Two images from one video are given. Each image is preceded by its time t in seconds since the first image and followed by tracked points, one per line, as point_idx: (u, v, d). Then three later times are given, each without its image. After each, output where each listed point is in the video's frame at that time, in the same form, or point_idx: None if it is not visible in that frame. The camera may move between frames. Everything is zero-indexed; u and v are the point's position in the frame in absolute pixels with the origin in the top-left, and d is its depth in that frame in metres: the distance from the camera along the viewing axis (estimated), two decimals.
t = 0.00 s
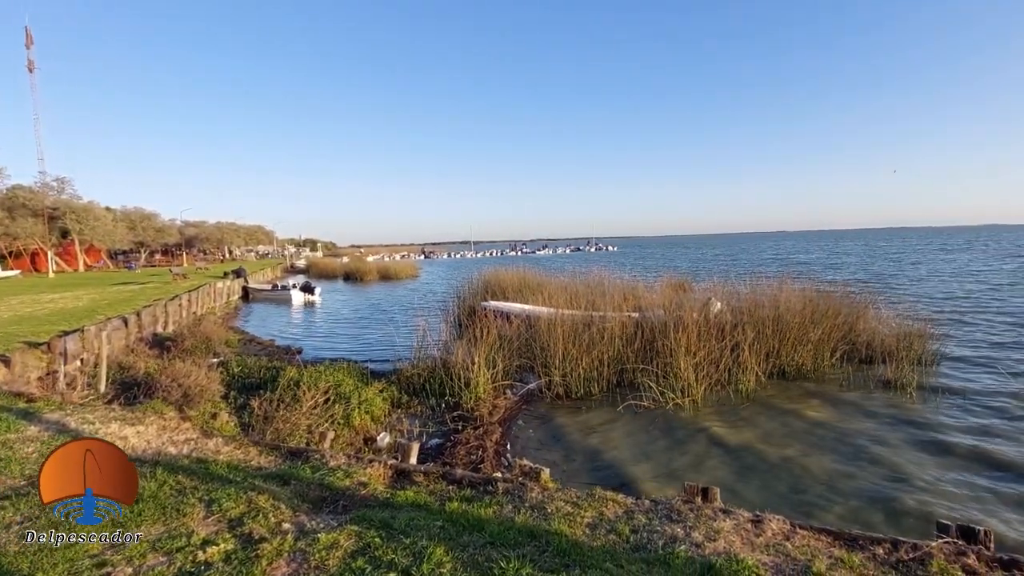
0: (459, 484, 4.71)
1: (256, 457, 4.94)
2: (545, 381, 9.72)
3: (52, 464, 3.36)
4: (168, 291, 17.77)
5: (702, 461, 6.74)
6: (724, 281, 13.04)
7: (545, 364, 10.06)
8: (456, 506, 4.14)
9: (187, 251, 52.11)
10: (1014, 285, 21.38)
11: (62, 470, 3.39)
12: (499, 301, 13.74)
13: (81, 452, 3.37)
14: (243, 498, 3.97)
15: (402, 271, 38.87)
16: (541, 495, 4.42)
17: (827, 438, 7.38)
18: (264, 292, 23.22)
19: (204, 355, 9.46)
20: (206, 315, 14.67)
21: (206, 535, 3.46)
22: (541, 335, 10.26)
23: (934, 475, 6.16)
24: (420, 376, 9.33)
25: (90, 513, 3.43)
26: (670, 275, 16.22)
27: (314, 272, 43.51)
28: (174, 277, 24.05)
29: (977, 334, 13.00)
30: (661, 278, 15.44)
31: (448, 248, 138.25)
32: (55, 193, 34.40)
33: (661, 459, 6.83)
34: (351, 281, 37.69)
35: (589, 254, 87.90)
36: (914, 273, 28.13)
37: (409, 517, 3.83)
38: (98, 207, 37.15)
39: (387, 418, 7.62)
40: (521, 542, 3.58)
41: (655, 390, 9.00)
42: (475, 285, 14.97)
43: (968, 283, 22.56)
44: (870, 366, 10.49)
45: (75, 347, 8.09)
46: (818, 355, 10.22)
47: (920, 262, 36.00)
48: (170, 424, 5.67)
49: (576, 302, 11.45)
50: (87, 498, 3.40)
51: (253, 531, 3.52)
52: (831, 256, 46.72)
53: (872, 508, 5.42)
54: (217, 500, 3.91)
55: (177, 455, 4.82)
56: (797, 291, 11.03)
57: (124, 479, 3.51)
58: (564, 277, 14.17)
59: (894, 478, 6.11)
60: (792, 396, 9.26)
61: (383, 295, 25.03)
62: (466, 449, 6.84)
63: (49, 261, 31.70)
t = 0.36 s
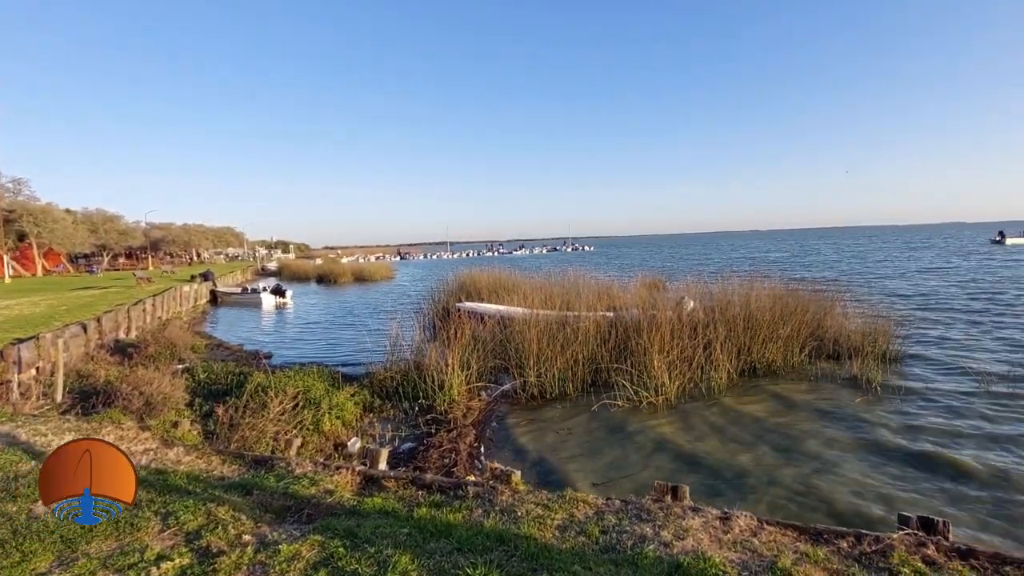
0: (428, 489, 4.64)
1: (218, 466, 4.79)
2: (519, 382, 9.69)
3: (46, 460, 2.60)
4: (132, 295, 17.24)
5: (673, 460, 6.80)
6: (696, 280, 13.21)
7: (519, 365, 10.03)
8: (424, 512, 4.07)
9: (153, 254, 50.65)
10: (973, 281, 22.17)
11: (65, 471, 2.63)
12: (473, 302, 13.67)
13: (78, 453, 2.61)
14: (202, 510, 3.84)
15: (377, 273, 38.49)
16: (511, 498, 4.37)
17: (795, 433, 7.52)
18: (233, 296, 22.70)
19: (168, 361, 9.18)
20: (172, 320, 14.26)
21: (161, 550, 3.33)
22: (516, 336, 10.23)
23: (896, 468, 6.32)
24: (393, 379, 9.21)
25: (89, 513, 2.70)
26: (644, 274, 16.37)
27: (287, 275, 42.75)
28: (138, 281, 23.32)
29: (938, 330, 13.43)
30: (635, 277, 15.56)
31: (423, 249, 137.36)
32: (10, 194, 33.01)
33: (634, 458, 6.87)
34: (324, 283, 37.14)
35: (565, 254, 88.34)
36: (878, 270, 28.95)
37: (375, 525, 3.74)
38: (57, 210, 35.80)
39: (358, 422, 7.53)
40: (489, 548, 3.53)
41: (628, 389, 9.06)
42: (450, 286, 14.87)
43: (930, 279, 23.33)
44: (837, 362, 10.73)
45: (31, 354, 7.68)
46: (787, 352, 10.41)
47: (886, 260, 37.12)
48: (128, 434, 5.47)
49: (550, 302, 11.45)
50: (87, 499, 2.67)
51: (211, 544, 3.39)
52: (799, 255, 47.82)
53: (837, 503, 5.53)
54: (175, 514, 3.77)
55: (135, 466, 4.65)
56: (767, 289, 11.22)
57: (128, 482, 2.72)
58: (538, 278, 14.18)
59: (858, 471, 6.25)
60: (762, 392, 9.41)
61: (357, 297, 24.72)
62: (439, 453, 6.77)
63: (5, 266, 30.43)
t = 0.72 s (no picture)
0: (405, 494, 4.57)
1: (189, 474, 4.69)
2: (502, 383, 9.64)
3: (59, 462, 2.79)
4: (108, 299, 16.91)
5: (655, 459, 6.79)
6: (678, 279, 13.27)
7: (502, 365, 9.98)
8: (399, 518, 4.01)
9: (131, 257, 49.73)
10: (949, 278, 22.61)
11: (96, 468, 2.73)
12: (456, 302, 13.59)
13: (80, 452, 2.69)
14: (168, 520, 3.74)
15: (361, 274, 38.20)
16: (488, 502, 4.32)
17: (775, 431, 7.57)
18: (212, 299, 22.35)
19: (143, 366, 9.00)
20: (149, 324, 13.99)
21: (124, 563, 3.24)
22: (498, 336, 10.18)
23: (873, 464, 6.39)
24: (373, 381, 9.13)
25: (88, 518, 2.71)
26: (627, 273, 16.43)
27: (269, 277, 42.25)
28: (114, 285, 22.85)
29: (915, 327, 13.64)
30: (618, 276, 15.61)
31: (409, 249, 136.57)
32: None
33: (615, 458, 6.87)
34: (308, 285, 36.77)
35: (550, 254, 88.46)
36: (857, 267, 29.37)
37: (347, 533, 3.67)
38: (30, 213, 34.97)
39: (338, 427, 7.44)
40: (463, 553, 3.48)
41: (611, 389, 9.06)
42: (433, 286, 14.77)
43: (907, 277, 23.75)
44: (817, 358, 10.84)
45: None
46: (768, 350, 10.50)
47: (865, 257, 37.72)
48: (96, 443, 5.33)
49: (533, 302, 11.44)
50: (87, 498, 2.72)
51: (177, 556, 3.31)
52: (781, 253, 48.27)
53: (815, 501, 5.57)
54: (141, 524, 3.67)
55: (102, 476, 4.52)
56: (748, 287, 11.30)
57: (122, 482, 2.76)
58: (522, 278, 14.14)
59: (837, 469, 6.30)
60: (743, 390, 9.47)
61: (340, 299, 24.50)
62: (419, 456, 6.72)
63: None
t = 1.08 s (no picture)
0: (373, 498, 4.48)
1: (148, 483, 4.52)
2: (477, 383, 9.60)
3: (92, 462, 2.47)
4: (68, 301, 16.28)
5: (628, 458, 6.82)
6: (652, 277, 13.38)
7: (476, 365, 9.94)
8: (367, 523, 3.92)
9: (94, 258, 48.09)
10: (911, 276, 23.34)
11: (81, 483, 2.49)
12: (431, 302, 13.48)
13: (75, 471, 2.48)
14: (123, 531, 3.58)
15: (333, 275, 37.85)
16: (459, 505, 4.26)
17: (747, 428, 7.67)
18: (179, 300, 21.76)
19: (104, 371, 8.68)
20: (112, 327, 13.52)
21: None
22: (473, 336, 10.12)
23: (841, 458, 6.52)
24: (345, 384, 9.01)
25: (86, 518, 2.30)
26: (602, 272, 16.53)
27: (240, 277, 41.38)
28: (76, 287, 22.05)
29: (880, 324, 14.02)
30: (593, 274, 15.69)
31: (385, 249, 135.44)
32: None
33: (589, 457, 6.88)
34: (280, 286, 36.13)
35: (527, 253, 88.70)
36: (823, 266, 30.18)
37: (312, 540, 3.57)
38: None
39: (307, 430, 7.41)
40: (431, 558, 3.41)
41: (586, 387, 9.09)
42: (407, 286, 14.63)
43: (872, 274, 24.46)
44: (787, 354, 11.05)
45: None
46: (740, 347, 10.66)
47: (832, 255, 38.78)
48: (50, 451, 5.11)
49: (509, 302, 11.39)
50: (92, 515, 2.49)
51: (131, 569, 3.17)
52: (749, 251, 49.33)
53: (786, 497, 5.64)
54: (93, 537, 3.51)
55: (54, 486, 4.32)
56: (720, 285, 11.46)
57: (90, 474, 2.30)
58: (497, 277, 14.10)
59: (807, 464, 6.40)
60: (716, 387, 9.58)
61: (313, 299, 24.13)
62: (392, 459, 6.73)
63: None
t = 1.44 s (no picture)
0: (339, 507, 4.33)
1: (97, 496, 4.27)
2: (446, 385, 9.48)
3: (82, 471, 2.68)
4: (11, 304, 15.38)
5: (600, 458, 6.81)
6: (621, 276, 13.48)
7: (446, 367, 9.81)
8: (332, 533, 3.78)
9: (40, 259, 45.69)
10: (865, 275, 24.29)
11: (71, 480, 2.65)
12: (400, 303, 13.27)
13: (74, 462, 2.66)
14: (67, 549, 3.34)
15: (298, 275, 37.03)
16: (428, 511, 4.15)
17: (716, 425, 7.76)
18: (134, 302, 20.87)
19: (50, 378, 8.21)
20: (60, 331, 12.82)
21: None
22: (442, 337, 9.98)
23: (807, 455, 6.66)
24: (311, 388, 8.79)
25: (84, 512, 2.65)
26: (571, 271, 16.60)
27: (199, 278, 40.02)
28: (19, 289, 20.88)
29: (839, 322, 14.49)
30: (562, 274, 15.74)
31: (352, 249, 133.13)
32: None
33: (561, 459, 6.84)
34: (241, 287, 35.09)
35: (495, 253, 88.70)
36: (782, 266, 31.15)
37: (273, 553, 3.41)
38: None
39: (270, 437, 7.17)
40: (399, 567, 3.30)
41: (557, 387, 9.07)
42: (375, 287, 14.36)
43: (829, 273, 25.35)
44: (752, 352, 11.28)
45: None
46: (708, 345, 10.82)
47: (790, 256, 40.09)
48: None
49: (478, 302, 11.30)
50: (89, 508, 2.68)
51: None
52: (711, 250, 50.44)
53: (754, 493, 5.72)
54: (33, 557, 3.27)
55: None
56: (687, 284, 11.63)
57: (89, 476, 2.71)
58: (466, 277, 13.99)
59: (774, 461, 6.52)
60: (684, 385, 9.70)
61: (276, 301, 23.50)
62: (358, 464, 6.64)
63: None
